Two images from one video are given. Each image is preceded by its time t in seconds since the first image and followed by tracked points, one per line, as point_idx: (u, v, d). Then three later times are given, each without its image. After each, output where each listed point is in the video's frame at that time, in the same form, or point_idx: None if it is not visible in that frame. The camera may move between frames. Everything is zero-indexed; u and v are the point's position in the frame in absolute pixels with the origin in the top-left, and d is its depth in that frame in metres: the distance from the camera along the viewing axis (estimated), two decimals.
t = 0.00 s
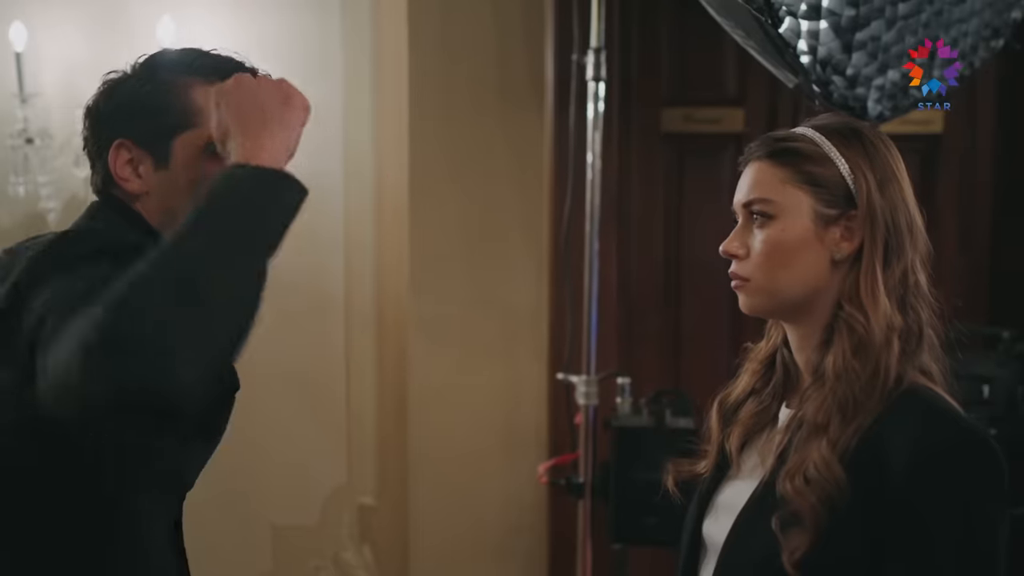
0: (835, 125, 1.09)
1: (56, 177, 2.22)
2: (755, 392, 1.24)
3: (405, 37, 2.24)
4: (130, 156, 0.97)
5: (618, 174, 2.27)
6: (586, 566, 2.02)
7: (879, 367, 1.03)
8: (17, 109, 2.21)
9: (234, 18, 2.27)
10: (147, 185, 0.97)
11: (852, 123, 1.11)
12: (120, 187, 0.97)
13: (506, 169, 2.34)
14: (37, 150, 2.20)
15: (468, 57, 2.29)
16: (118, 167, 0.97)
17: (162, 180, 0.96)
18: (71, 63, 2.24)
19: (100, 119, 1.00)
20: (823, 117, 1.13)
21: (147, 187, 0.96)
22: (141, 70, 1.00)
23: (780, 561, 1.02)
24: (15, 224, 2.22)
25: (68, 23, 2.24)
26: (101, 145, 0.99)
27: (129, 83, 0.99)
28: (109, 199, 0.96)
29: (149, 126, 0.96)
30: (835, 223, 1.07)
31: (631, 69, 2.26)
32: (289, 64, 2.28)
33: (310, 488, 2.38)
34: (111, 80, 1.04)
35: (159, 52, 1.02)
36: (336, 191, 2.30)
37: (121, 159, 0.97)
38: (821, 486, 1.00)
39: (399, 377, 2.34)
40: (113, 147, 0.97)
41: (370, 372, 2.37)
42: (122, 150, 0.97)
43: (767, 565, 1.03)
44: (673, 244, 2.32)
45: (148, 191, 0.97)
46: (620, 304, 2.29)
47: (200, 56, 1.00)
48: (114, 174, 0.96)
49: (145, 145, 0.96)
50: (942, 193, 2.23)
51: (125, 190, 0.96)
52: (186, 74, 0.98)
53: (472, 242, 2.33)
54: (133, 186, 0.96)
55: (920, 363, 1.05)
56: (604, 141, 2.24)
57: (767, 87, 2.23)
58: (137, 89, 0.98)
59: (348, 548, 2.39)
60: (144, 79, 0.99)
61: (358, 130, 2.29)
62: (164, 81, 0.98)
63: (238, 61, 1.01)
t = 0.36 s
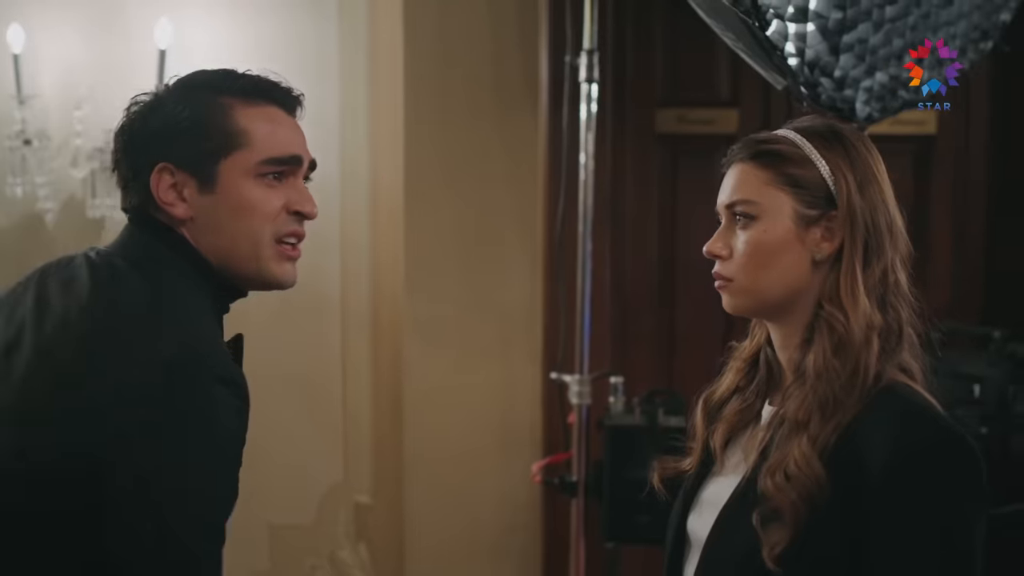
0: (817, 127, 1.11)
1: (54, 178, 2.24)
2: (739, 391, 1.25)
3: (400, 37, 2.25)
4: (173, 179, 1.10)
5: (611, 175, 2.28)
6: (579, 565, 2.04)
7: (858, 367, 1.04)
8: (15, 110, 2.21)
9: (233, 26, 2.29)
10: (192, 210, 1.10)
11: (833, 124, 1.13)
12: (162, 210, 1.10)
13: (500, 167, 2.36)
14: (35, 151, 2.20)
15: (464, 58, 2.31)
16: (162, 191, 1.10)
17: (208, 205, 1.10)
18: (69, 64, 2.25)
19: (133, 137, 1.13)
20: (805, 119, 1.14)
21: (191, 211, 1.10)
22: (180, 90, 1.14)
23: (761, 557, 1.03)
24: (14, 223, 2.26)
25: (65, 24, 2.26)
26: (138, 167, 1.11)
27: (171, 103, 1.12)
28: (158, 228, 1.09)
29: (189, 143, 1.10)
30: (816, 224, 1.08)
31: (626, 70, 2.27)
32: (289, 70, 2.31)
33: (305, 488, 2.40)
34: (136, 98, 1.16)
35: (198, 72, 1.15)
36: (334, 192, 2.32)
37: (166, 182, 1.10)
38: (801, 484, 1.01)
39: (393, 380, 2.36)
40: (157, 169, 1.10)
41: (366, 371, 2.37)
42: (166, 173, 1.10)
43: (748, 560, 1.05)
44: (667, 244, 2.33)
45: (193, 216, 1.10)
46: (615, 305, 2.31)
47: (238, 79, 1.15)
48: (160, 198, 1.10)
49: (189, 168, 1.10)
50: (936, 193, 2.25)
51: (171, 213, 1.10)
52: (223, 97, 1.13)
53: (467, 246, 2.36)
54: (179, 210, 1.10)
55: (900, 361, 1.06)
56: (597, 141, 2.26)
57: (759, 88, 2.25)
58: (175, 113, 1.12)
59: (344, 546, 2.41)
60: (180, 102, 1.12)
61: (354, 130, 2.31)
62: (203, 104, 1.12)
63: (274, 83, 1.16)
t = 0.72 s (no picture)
0: (795, 128, 1.17)
1: (56, 178, 2.28)
2: (720, 382, 1.29)
3: (398, 38, 2.29)
4: (160, 167, 1.16)
5: (605, 177, 2.33)
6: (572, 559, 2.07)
7: (834, 358, 1.11)
8: (17, 111, 2.25)
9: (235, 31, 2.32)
10: (175, 197, 1.16)
11: (810, 125, 1.19)
12: (148, 197, 1.16)
13: (494, 167, 2.40)
14: (37, 151, 2.25)
15: (459, 59, 2.35)
16: (149, 178, 1.16)
17: (194, 192, 1.16)
18: (70, 66, 2.29)
19: (123, 125, 1.19)
20: (784, 120, 1.20)
21: (174, 198, 1.16)
22: (172, 79, 1.19)
23: (738, 541, 1.09)
24: (17, 224, 2.29)
25: (66, 26, 2.29)
26: (127, 155, 1.17)
27: (162, 94, 1.18)
28: (146, 215, 1.15)
29: (179, 136, 1.16)
30: (793, 221, 1.14)
31: (620, 71, 2.31)
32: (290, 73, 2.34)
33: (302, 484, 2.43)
34: (129, 85, 1.22)
35: (189, 65, 1.21)
36: (332, 191, 2.36)
37: (152, 170, 1.16)
38: (778, 469, 1.07)
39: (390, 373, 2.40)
40: (144, 157, 1.16)
41: (364, 365, 2.41)
42: (153, 161, 1.16)
43: (728, 542, 1.10)
44: (661, 242, 2.36)
45: (178, 204, 1.16)
46: (609, 303, 2.35)
47: (229, 73, 1.22)
48: (146, 185, 1.16)
49: (177, 158, 1.16)
50: (926, 193, 2.28)
51: (156, 200, 1.16)
52: (214, 91, 1.19)
53: (462, 242, 2.39)
54: (164, 197, 1.16)
55: (874, 352, 1.12)
56: (589, 146, 2.31)
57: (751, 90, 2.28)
58: (168, 103, 1.17)
59: (343, 541, 2.44)
60: (173, 92, 1.18)
61: (351, 128, 2.34)
62: (196, 96, 1.18)
63: (263, 79, 1.22)
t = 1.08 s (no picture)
0: (783, 129, 1.22)
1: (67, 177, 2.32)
2: (713, 371, 1.34)
3: (400, 40, 2.33)
4: (112, 154, 1.27)
5: (605, 177, 2.37)
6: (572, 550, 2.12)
7: (819, 347, 1.15)
8: (28, 111, 2.32)
9: (242, 33, 2.37)
10: (126, 181, 1.27)
11: (799, 127, 1.24)
12: (101, 181, 1.27)
13: (495, 165, 2.45)
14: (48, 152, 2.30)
15: (463, 61, 2.40)
16: (102, 164, 1.26)
17: (144, 177, 1.27)
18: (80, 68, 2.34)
19: (79, 115, 1.29)
20: (773, 122, 1.25)
21: (126, 181, 1.27)
22: (123, 71, 1.30)
23: (728, 523, 1.14)
24: (27, 223, 2.33)
25: (74, 29, 2.33)
26: (80, 146, 1.28)
27: (114, 86, 1.29)
28: (97, 204, 1.26)
29: (131, 124, 1.27)
30: (781, 217, 1.19)
31: (620, 73, 2.36)
32: (294, 75, 2.39)
33: (305, 479, 2.48)
34: (84, 78, 1.33)
35: (141, 59, 1.31)
36: (335, 192, 2.41)
37: (105, 157, 1.27)
38: (766, 454, 1.12)
39: (393, 369, 2.44)
40: (97, 146, 1.27)
41: (366, 362, 2.45)
42: (106, 149, 1.27)
43: (720, 521, 1.15)
44: (659, 241, 2.41)
45: (130, 187, 1.27)
46: (609, 301, 2.39)
47: (178, 65, 1.33)
48: (100, 170, 1.26)
49: (129, 145, 1.27)
50: (921, 192, 2.33)
51: (108, 185, 1.27)
52: (165, 81, 1.30)
53: (464, 241, 2.44)
54: (116, 181, 1.27)
55: (858, 343, 1.17)
56: (588, 142, 2.34)
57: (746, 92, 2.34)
58: (121, 94, 1.28)
59: (346, 534, 2.49)
60: (125, 83, 1.28)
61: (353, 129, 2.40)
62: (146, 87, 1.28)
63: (207, 69, 1.33)
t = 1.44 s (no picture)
0: (778, 128, 1.27)
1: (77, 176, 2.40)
2: (711, 362, 1.39)
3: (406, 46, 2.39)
4: (70, 143, 1.41)
5: (608, 176, 2.41)
6: (575, 541, 2.17)
7: (812, 338, 1.20)
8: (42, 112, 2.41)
9: (252, 36, 2.44)
10: (83, 168, 1.42)
11: (794, 126, 1.28)
12: (61, 168, 1.42)
13: (500, 165, 2.49)
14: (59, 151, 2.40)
15: (469, 62, 2.45)
16: (61, 152, 1.41)
17: (100, 164, 1.42)
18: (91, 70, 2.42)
19: (39, 108, 1.43)
20: (769, 121, 1.30)
21: (83, 168, 1.42)
22: (80, 66, 1.44)
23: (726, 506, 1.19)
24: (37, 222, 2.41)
25: (86, 28, 2.42)
26: (41, 136, 1.42)
27: (73, 79, 1.43)
28: (57, 190, 1.40)
29: (88, 115, 1.42)
30: (776, 213, 1.24)
31: (623, 73, 2.41)
32: (304, 77, 2.44)
33: (312, 475, 2.52)
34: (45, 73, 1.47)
35: (96, 55, 1.46)
36: (342, 194, 2.45)
37: (63, 145, 1.41)
38: (763, 441, 1.16)
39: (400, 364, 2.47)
40: (55, 135, 1.41)
41: (373, 361, 2.49)
42: (65, 138, 1.41)
43: (718, 504, 1.20)
44: (661, 239, 2.45)
45: (87, 173, 1.42)
46: (612, 298, 2.44)
47: (133, 60, 1.48)
48: (59, 158, 1.41)
49: (86, 135, 1.42)
50: (919, 191, 2.38)
51: (67, 171, 1.42)
52: (120, 76, 1.45)
53: (469, 239, 2.49)
54: (74, 168, 1.41)
55: (850, 333, 1.22)
56: (592, 140, 2.38)
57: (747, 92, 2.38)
58: (79, 87, 1.42)
59: (354, 527, 2.52)
60: (83, 77, 1.43)
61: (361, 130, 2.43)
62: (103, 81, 1.43)
63: (160, 65, 1.48)
